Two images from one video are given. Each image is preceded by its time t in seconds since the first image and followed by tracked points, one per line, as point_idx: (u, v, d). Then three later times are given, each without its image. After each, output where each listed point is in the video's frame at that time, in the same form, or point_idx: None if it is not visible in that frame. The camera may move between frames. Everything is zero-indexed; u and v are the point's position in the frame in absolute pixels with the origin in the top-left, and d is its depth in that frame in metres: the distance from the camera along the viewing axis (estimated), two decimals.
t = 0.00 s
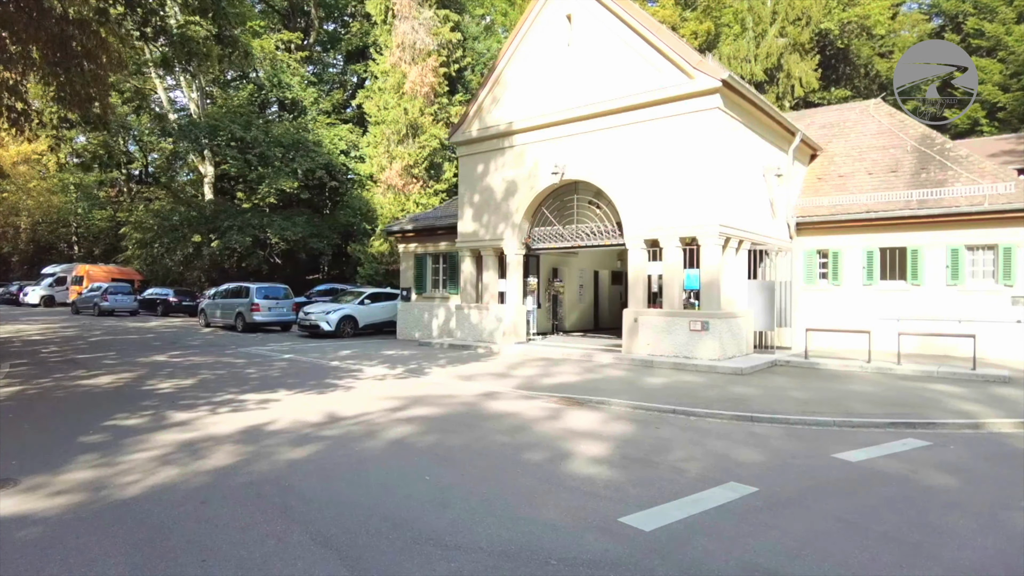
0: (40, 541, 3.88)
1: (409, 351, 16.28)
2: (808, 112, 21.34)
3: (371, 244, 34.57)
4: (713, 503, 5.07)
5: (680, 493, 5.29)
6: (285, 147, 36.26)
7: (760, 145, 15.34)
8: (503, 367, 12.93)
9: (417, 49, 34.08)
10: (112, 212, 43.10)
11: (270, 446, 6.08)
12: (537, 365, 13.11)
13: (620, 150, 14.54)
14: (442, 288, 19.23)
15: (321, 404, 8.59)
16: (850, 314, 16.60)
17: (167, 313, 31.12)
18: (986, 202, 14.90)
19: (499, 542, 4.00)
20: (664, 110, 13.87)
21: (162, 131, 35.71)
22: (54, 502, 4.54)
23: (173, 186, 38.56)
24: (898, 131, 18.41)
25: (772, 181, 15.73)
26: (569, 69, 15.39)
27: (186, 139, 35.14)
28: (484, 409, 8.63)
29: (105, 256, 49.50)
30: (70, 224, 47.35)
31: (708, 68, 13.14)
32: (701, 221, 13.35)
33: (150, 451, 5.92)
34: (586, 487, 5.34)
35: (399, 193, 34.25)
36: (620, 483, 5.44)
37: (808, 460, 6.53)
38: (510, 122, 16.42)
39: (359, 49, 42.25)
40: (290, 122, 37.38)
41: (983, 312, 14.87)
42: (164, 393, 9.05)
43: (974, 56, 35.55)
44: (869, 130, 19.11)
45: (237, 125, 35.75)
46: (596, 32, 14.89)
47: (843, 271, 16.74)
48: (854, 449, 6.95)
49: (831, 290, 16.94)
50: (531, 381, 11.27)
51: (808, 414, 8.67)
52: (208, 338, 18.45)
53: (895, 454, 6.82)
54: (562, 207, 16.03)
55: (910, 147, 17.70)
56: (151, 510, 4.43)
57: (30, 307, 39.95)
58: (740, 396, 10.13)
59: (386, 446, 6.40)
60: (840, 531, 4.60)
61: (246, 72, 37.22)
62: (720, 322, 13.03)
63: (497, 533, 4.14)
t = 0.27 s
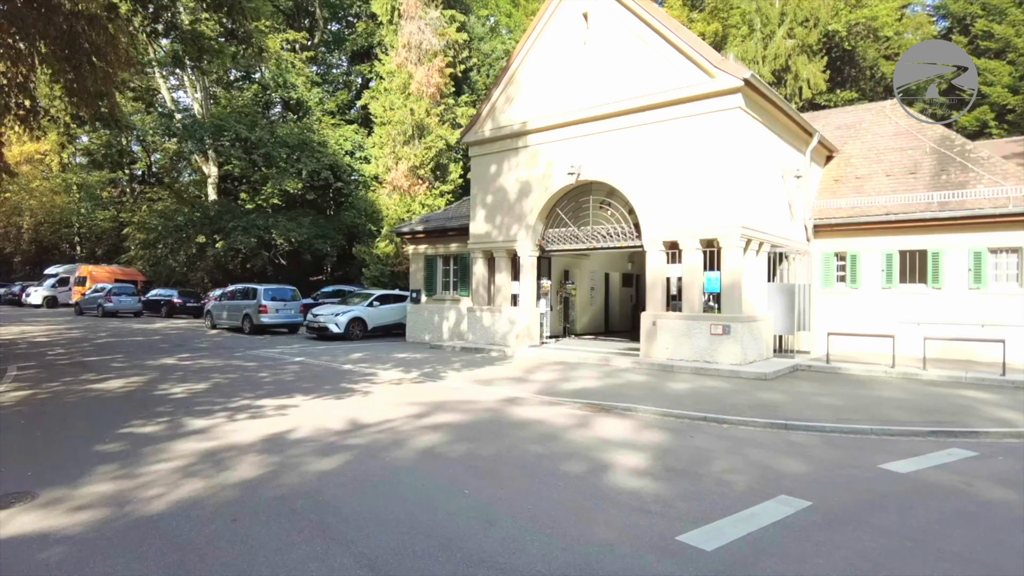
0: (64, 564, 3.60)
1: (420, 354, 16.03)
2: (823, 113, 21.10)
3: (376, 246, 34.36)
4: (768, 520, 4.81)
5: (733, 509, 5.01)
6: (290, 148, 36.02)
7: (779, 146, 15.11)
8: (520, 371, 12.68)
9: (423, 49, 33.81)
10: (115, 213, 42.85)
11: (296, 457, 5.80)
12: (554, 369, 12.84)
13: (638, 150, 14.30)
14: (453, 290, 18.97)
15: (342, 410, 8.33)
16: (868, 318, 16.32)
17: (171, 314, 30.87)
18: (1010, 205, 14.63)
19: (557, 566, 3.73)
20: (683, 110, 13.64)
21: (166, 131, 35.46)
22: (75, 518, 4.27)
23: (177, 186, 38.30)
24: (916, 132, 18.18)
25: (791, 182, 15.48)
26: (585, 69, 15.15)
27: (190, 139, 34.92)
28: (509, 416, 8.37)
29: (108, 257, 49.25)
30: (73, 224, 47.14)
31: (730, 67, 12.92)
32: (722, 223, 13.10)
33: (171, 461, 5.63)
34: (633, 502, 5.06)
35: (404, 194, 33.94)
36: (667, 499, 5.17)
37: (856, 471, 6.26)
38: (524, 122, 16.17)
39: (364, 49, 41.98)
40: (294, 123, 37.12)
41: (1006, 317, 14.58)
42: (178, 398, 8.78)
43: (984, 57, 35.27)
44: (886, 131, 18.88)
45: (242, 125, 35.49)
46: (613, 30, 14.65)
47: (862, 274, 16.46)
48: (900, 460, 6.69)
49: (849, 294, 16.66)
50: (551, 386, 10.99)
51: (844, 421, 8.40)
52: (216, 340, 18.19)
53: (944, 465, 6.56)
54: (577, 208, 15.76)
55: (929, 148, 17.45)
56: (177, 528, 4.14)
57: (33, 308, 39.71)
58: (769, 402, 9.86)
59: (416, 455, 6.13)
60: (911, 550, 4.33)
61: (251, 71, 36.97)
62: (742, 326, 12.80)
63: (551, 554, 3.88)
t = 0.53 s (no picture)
0: None
1: (430, 357, 15.81)
2: (834, 114, 20.91)
3: (379, 247, 34.15)
4: (819, 534, 4.59)
5: (779, 522, 4.79)
6: (293, 148, 35.78)
7: (794, 146, 14.91)
8: (533, 375, 12.46)
9: (427, 50, 33.60)
10: (116, 213, 42.61)
11: (317, 467, 5.57)
12: (568, 372, 12.63)
13: (651, 150, 14.10)
14: (461, 291, 18.77)
15: (358, 415, 8.10)
16: (883, 320, 16.11)
17: (174, 316, 30.62)
18: None
19: None
20: (699, 109, 13.44)
21: (168, 131, 35.20)
22: (93, 535, 4.04)
23: (178, 186, 38.07)
24: (930, 133, 17.98)
25: (806, 183, 15.26)
26: (597, 68, 14.94)
27: (192, 139, 34.67)
28: (531, 422, 8.15)
29: (108, 257, 48.98)
30: (74, 225, 46.90)
31: (747, 65, 12.72)
32: (738, 224, 12.90)
33: (189, 471, 5.41)
34: (675, 515, 4.84)
35: (408, 195, 33.66)
36: (709, 512, 4.96)
37: (898, 480, 6.05)
38: (534, 121, 15.96)
39: (366, 50, 41.74)
40: (297, 123, 36.87)
41: None
42: (189, 403, 8.54)
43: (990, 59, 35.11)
44: (899, 132, 18.68)
45: (245, 125, 35.23)
46: (626, 28, 14.43)
47: (876, 276, 16.26)
48: (940, 468, 6.49)
49: (863, 296, 16.45)
50: (567, 390, 10.77)
51: (874, 427, 8.19)
52: (221, 342, 17.96)
53: (986, 473, 6.35)
54: (589, 209, 15.54)
55: (944, 148, 17.26)
56: (202, 544, 3.91)
57: (33, 309, 39.46)
58: (793, 407, 9.65)
59: (442, 465, 5.90)
60: (974, 567, 4.11)
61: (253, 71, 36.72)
62: (758, 329, 12.65)
63: (601, 574, 3.65)
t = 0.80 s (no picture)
0: None
1: (438, 358, 15.56)
2: (844, 112, 20.69)
3: (381, 247, 33.91)
4: (873, 547, 4.35)
5: (828, 535, 4.55)
6: (294, 147, 35.48)
7: (808, 144, 14.68)
8: (546, 377, 12.22)
9: (429, 48, 33.36)
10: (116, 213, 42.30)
11: (338, 476, 5.32)
12: (582, 374, 12.38)
13: (664, 148, 13.86)
14: (468, 292, 18.52)
15: (372, 420, 7.85)
16: (897, 320, 15.89)
17: (175, 317, 30.34)
18: None
19: None
20: (713, 106, 13.20)
21: (168, 130, 34.88)
22: (106, 553, 3.78)
23: (179, 186, 37.79)
24: (943, 131, 17.75)
25: (820, 181, 15.05)
26: (608, 64, 14.70)
27: (193, 139, 34.37)
28: (551, 427, 7.91)
29: (108, 258, 48.68)
30: (73, 225, 46.58)
31: (762, 61, 12.49)
32: (754, 223, 12.68)
33: (203, 481, 5.14)
34: (720, 529, 4.60)
35: (410, 194, 33.05)
36: (754, 524, 4.71)
37: (941, 488, 5.81)
38: (544, 119, 15.71)
39: (367, 49, 41.45)
40: (298, 122, 36.57)
41: None
42: (198, 408, 8.26)
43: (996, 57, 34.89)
44: (911, 129, 18.45)
45: (246, 124, 34.91)
46: (638, 24, 14.20)
47: (890, 275, 16.04)
48: (981, 475, 6.26)
49: (877, 295, 16.22)
50: (583, 393, 10.52)
51: (904, 431, 7.95)
52: (224, 343, 17.69)
53: None
54: (600, 208, 15.30)
55: (958, 146, 17.03)
56: (223, 564, 3.65)
57: (33, 309, 39.16)
58: (817, 409, 9.42)
59: (467, 474, 5.65)
60: None
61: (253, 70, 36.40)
62: (775, 330, 12.45)
63: None
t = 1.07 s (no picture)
0: None
1: (449, 360, 15.28)
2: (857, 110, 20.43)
3: (384, 246, 33.65)
4: (948, 567, 4.06)
5: (897, 553, 4.26)
6: (296, 146, 35.13)
7: (826, 142, 14.41)
8: (563, 380, 11.95)
9: (433, 46, 33.10)
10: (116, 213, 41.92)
11: (368, 490, 5.02)
12: (599, 377, 12.10)
13: (681, 146, 13.58)
14: (477, 292, 18.24)
15: (394, 427, 7.56)
16: (915, 321, 15.65)
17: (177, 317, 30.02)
18: None
19: None
20: (732, 103, 12.91)
21: (168, 129, 34.51)
22: None
23: (179, 185, 37.42)
24: (960, 128, 17.49)
25: (839, 179, 14.79)
26: (623, 60, 14.41)
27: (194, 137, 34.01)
28: (579, 434, 7.63)
29: (107, 258, 48.31)
30: (72, 225, 46.19)
31: (783, 57, 12.21)
32: (775, 222, 12.42)
33: (227, 496, 4.85)
34: (781, 547, 4.31)
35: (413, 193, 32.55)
36: (815, 541, 4.43)
37: (999, 500, 5.54)
38: (556, 116, 15.42)
39: (369, 47, 41.11)
40: (300, 121, 36.21)
41: None
42: (211, 414, 7.96)
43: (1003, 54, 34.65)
44: (927, 127, 18.19)
45: (248, 122, 34.52)
46: (653, 20, 13.90)
47: (908, 275, 15.80)
48: None
49: (893, 295, 15.98)
50: (605, 397, 10.24)
51: (944, 437, 7.68)
52: (230, 345, 17.38)
53: None
54: (613, 207, 15.03)
55: (975, 144, 16.77)
56: None
57: (33, 310, 38.80)
58: (848, 413, 9.16)
59: (503, 486, 5.37)
60: None
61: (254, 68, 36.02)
62: (797, 331, 12.19)
63: None
